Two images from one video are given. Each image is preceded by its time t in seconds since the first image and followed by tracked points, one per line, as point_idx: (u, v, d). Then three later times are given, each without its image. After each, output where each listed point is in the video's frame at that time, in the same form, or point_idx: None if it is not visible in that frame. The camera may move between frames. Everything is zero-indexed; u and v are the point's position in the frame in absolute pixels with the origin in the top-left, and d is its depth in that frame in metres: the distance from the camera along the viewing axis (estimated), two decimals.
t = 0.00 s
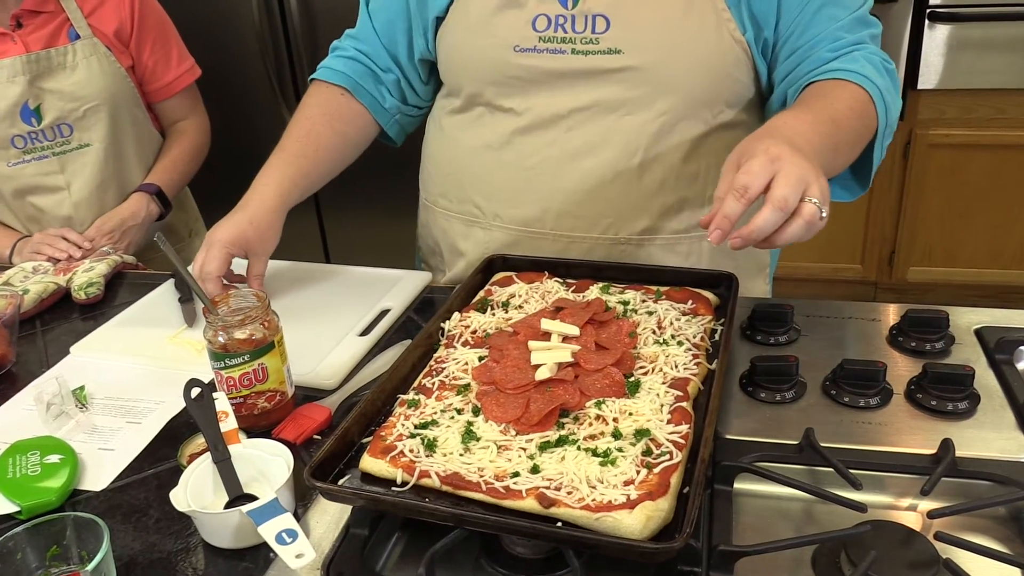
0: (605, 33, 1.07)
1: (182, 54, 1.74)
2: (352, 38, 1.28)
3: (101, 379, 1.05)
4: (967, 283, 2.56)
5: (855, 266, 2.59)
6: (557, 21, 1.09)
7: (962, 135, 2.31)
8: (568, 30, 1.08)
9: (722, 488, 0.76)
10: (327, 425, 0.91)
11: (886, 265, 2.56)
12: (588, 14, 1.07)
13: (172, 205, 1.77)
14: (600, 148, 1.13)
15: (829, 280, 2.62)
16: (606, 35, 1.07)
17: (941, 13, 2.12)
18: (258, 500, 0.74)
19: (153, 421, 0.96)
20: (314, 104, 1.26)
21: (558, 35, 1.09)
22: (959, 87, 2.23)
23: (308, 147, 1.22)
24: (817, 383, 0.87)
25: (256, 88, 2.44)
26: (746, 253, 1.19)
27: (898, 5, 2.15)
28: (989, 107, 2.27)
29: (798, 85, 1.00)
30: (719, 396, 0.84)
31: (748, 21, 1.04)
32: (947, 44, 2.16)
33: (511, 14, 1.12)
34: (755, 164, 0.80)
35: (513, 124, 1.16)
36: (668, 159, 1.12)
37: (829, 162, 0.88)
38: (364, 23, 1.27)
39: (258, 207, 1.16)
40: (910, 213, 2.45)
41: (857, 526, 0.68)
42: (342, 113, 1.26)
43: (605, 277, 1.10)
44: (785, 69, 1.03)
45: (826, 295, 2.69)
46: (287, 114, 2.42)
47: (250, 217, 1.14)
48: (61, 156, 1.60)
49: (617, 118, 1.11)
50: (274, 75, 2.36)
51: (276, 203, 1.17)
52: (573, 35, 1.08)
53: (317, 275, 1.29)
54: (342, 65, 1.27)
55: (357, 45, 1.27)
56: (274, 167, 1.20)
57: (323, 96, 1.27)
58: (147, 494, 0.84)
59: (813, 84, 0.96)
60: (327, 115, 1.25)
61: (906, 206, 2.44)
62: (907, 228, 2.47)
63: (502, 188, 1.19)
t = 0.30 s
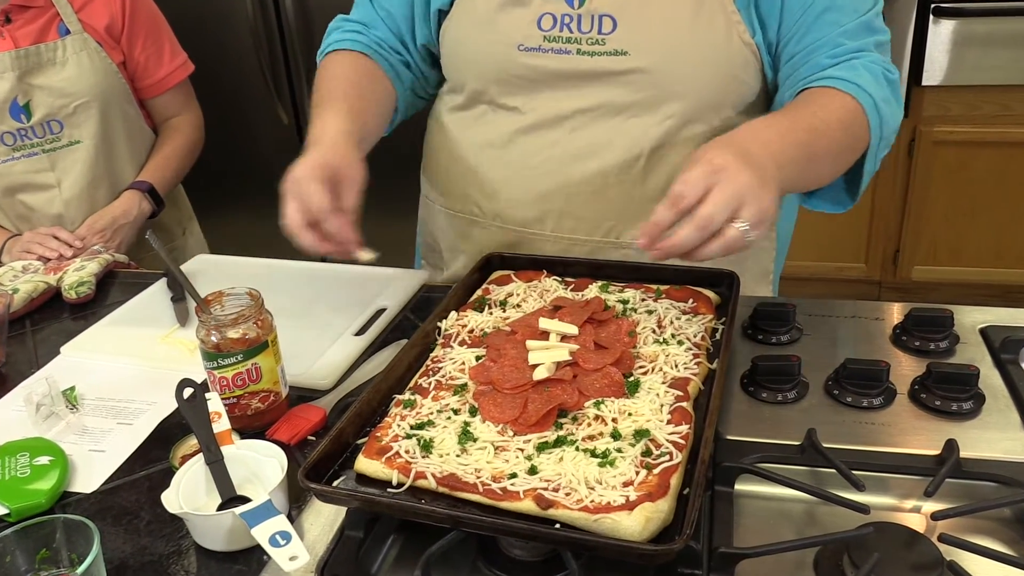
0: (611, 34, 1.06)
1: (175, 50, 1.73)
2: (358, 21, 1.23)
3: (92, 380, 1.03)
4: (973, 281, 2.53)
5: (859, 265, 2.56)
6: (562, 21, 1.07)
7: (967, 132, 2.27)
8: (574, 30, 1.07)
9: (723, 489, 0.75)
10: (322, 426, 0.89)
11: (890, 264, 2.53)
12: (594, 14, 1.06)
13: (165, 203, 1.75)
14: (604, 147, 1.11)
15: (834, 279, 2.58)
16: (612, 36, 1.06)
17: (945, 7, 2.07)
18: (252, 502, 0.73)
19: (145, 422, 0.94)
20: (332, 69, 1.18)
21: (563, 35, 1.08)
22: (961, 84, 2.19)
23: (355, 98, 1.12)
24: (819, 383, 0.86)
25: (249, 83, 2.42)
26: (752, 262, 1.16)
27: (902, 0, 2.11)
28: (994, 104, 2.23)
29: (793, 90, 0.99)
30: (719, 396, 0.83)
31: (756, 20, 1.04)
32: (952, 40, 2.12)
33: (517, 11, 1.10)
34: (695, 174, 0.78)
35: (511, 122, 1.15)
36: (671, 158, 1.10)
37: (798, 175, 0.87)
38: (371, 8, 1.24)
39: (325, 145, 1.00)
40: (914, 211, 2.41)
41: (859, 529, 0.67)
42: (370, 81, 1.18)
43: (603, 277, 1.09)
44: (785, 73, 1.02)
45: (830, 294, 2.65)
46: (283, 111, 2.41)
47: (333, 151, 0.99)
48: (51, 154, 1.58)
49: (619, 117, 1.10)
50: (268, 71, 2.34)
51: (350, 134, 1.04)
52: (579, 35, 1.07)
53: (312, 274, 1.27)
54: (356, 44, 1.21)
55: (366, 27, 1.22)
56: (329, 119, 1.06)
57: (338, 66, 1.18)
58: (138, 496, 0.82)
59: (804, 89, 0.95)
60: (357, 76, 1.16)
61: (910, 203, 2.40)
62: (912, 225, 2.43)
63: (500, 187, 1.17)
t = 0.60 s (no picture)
0: (619, 39, 1.03)
1: (167, 45, 1.71)
2: (405, 31, 1.04)
3: (82, 382, 1.01)
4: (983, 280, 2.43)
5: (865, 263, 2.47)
6: (569, 24, 1.04)
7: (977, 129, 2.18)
8: (581, 35, 1.04)
9: (725, 492, 0.73)
10: (317, 429, 0.88)
11: (896, 262, 2.44)
12: (602, 18, 1.03)
13: (156, 201, 1.73)
14: (605, 148, 1.09)
15: (838, 277, 2.50)
16: (619, 40, 1.03)
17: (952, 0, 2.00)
18: (245, 506, 0.71)
19: (137, 425, 0.92)
20: (398, 110, 0.97)
21: (571, 40, 1.05)
22: (969, 78, 2.10)
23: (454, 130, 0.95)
24: (823, 383, 0.85)
25: (242, 79, 2.39)
26: (757, 265, 1.14)
27: None
28: (1002, 99, 2.14)
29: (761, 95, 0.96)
30: (721, 398, 0.81)
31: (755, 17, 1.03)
32: (959, 34, 2.04)
33: (519, 26, 1.06)
34: (618, 246, 0.74)
35: (509, 122, 1.13)
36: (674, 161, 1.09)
37: (752, 215, 0.81)
38: (410, 13, 1.05)
39: (454, 213, 0.83)
40: (920, 208, 2.33)
41: (863, 532, 0.67)
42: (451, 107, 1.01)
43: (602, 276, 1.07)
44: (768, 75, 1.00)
45: (836, 294, 2.56)
46: (276, 107, 2.39)
47: (476, 217, 0.82)
48: (41, 151, 1.57)
49: (626, 122, 1.08)
50: (262, 67, 2.33)
51: (470, 182, 0.87)
52: (586, 41, 1.04)
53: (307, 273, 1.26)
54: (414, 57, 1.02)
55: (418, 33, 1.04)
56: (438, 179, 0.88)
57: (402, 111, 0.97)
58: (129, 501, 0.81)
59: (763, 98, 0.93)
60: (438, 107, 0.97)
61: (916, 199, 2.32)
62: (918, 221, 2.34)
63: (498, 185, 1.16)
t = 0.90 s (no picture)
0: (620, 38, 1.02)
1: (159, 37, 1.69)
2: (408, 26, 1.01)
3: (72, 380, 0.99)
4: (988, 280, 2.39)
5: (869, 261, 2.44)
6: (572, 22, 1.02)
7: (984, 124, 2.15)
8: (582, 34, 1.02)
9: (726, 491, 0.72)
10: (311, 427, 0.86)
11: (901, 260, 2.40)
12: (603, 17, 1.01)
13: (148, 196, 1.71)
14: (605, 143, 1.08)
15: (841, 275, 2.47)
16: (620, 40, 1.02)
17: None
18: (238, 505, 0.70)
19: (128, 423, 0.91)
20: (402, 117, 0.94)
21: (573, 38, 1.03)
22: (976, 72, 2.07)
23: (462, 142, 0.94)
24: (826, 380, 0.84)
25: (235, 72, 2.36)
26: (761, 264, 1.13)
27: None
28: (1010, 92, 2.11)
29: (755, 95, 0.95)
30: (723, 395, 0.80)
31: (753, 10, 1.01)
32: (966, 27, 2.01)
33: (521, 24, 1.04)
34: (589, 286, 0.75)
35: (507, 118, 1.11)
36: (677, 159, 1.07)
37: (731, 241, 0.80)
38: (413, 7, 1.02)
39: (463, 237, 0.83)
40: (926, 205, 2.29)
41: (868, 530, 0.65)
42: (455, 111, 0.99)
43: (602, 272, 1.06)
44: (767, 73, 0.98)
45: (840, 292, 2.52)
46: (271, 101, 2.37)
47: (482, 245, 0.82)
48: (30, 145, 1.55)
49: (629, 121, 1.06)
50: (256, 60, 2.30)
51: (477, 200, 0.86)
52: (588, 40, 1.03)
53: (301, 269, 1.24)
54: (418, 56, 1.00)
55: (421, 30, 1.01)
56: (444, 200, 0.87)
57: (407, 120, 0.94)
58: (120, 500, 0.79)
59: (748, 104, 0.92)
60: (444, 116, 0.95)
61: (922, 197, 2.29)
62: (923, 219, 2.31)
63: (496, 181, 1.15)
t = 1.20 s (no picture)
0: (616, 30, 1.01)
1: (150, 28, 1.68)
2: (409, 12, 0.99)
3: (62, 377, 0.98)
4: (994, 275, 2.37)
5: (874, 257, 2.39)
6: (567, 14, 1.01)
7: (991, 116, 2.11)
8: (578, 25, 1.01)
9: (728, 489, 0.71)
10: (306, 425, 0.85)
11: (906, 255, 2.37)
12: (600, 9, 1.00)
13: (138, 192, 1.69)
14: (604, 136, 1.06)
15: (845, 270, 2.42)
16: (616, 32, 1.01)
17: None
18: (232, 503, 0.68)
19: (119, 421, 0.89)
20: (403, 106, 0.92)
21: (569, 30, 1.02)
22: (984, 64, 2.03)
23: (463, 137, 0.92)
24: (829, 377, 0.83)
25: (227, 65, 2.34)
26: (763, 258, 1.12)
27: None
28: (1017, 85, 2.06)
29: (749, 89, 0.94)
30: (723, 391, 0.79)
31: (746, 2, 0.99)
32: (973, 18, 1.97)
33: (516, 15, 1.02)
34: (583, 302, 0.73)
35: (504, 111, 1.10)
36: (677, 152, 1.06)
37: (725, 247, 0.79)
38: None
39: (466, 237, 0.80)
40: (931, 200, 2.26)
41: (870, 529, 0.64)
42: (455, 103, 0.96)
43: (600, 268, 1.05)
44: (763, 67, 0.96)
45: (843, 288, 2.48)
46: (264, 94, 2.35)
47: (489, 244, 0.80)
48: (20, 137, 1.53)
49: (626, 114, 1.05)
50: (248, 52, 2.28)
51: (474, 195, 0.85)
52: (584, 32, 1.01)
53: (295, 265, 1.22)
54: (418, 43, 0.97)
55: (422, 16, 0.99)
56: (446, 195, 0.85)
57: (408, 109, 0.92)
58: (110, 500, 0.78)
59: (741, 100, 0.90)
60: (445, 109, 0.93)
61: (926, 192, 2.25)
62: (928, 214, 2.28)
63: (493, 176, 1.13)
